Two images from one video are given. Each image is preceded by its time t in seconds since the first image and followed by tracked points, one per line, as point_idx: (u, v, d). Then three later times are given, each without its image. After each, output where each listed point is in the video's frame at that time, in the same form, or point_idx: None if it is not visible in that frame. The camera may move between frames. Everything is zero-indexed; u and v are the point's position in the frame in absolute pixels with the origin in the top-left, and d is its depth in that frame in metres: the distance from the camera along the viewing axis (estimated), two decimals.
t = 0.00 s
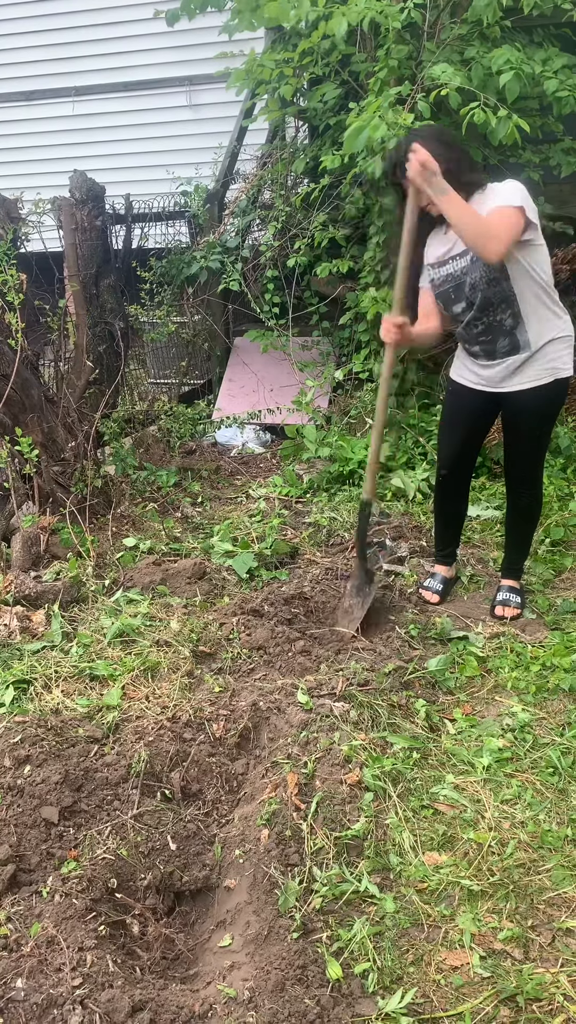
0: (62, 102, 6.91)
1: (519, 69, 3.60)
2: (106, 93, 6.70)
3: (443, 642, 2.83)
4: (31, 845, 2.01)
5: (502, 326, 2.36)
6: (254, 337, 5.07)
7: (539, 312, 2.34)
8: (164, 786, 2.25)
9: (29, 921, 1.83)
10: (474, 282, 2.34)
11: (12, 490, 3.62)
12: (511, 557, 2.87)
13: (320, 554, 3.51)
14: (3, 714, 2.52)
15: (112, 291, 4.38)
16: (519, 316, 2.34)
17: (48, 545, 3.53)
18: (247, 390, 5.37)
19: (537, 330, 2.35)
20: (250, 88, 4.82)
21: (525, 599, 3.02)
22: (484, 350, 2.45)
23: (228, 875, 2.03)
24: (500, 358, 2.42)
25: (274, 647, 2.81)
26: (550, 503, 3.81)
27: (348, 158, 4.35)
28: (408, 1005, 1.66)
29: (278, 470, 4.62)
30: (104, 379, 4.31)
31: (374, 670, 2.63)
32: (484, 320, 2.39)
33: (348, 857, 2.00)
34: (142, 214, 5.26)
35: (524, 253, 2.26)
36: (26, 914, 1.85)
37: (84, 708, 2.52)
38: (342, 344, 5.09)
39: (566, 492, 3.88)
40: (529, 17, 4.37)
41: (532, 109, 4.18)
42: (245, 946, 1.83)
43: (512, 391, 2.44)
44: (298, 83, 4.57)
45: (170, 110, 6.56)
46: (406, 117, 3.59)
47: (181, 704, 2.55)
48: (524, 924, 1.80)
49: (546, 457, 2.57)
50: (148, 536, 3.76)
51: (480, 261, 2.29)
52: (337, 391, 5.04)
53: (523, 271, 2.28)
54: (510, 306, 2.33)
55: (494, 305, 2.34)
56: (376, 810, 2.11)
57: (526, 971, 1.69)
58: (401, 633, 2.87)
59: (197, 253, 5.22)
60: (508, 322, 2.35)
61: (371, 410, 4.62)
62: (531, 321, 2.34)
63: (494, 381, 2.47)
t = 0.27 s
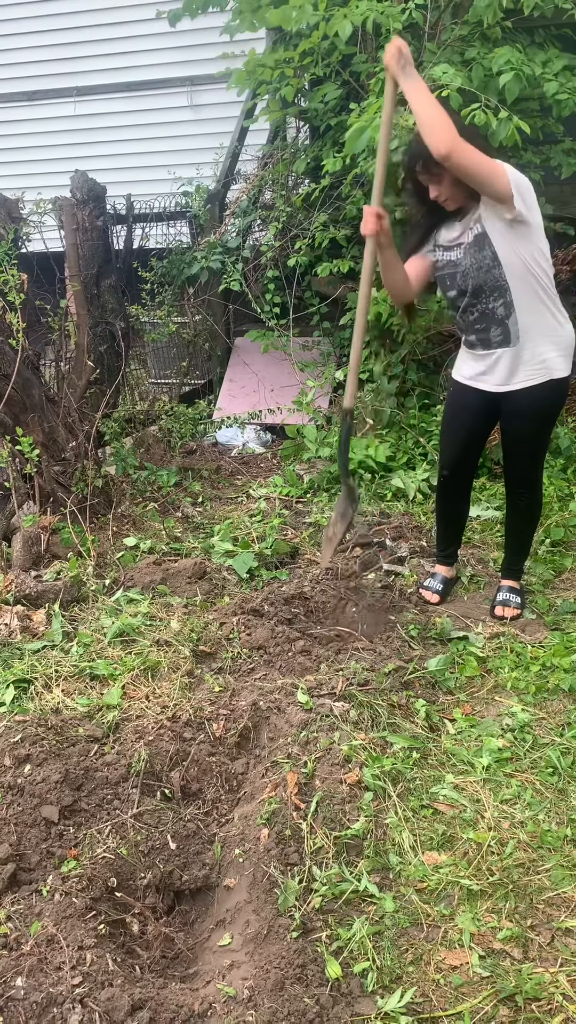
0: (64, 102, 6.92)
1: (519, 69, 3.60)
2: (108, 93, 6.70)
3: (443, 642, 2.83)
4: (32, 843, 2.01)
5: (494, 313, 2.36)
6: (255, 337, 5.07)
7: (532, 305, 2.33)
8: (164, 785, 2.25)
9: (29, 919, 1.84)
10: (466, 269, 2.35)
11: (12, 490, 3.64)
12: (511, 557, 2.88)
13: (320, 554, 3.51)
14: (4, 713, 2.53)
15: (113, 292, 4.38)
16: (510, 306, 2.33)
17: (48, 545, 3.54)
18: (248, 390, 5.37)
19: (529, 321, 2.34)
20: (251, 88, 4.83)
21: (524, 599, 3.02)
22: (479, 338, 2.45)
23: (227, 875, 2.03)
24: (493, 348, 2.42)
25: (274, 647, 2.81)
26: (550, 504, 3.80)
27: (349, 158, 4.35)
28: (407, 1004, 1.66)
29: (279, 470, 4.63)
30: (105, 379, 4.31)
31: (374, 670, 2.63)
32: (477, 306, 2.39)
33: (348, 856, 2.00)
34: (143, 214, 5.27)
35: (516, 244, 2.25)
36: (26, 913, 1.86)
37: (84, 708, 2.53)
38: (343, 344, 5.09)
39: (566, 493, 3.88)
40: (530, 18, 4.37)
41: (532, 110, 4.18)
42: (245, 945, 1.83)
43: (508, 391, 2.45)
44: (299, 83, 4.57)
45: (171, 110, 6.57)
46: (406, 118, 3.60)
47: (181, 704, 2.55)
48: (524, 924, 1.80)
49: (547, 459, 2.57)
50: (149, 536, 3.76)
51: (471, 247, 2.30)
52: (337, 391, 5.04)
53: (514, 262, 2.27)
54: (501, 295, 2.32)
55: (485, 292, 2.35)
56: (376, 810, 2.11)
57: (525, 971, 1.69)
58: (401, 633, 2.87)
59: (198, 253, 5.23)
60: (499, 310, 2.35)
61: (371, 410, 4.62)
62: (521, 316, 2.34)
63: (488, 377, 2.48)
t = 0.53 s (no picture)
0: (65, 102, 6.92)
1: (520, 69, 3.60)
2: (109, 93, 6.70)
3: (444, 642, 2.83)
4: (32, 843, 2.01)
5: (489, 326, 2.34)
6: (256, 337, 5.07)
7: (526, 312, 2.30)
8: (164, 786, 2.25)
9: (29, 920, 1.84)
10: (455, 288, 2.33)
11: (13, 490, 3.64)
12: (513, 559, 2.88)
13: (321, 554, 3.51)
14: (4, 713, 2.53)
15: (114, 291, 4.38)
16: (505, 317, 2.31)
17: (49, 544, 3.54)
18: (249, 389, 5.37)
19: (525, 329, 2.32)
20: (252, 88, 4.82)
21: (525, 599, 3.01)
22: (478, 351, 2.44)
23: (227, 875, 2.04)
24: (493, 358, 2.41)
25: (275, 647, 2.81)
26: (551, 504, 3.80)
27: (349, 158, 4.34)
28: (407, 1005, 1.66)
29: (279, 470, 4.63)
30: (106, 379, 4.29)
31: (375, 670, 2.63)
32: (471, 321, 2.38)
33: (348, 856, 2.00)
34: (144, 214, 5.27)
35: (500, 258, 2.21)
36: (26, 913, 1.86)
37: (85, 707, 2.53)
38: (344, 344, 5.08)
39: (567, 493, 3.87)
40: (531, 17, 4.36)
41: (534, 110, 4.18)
42: (245, 945, 1.83)
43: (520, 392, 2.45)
44: (301, 83, 4.56)
45: (172, 110, 6.57)
46: (407, 117, 3.60)
47: (182, 704, 2.55)
48: (524, 924, 1.80)
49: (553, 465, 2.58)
50: (150, 535, 3.76)
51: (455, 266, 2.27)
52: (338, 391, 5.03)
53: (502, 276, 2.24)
54: (495, 307, 2.30)
55: (476, 308, 2.33)
56: (376, 811, 2.11)
57: (526, 971, 1.69)
58: (402, 633, 2.86)
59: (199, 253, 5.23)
60: (494, 322, 2.33)
61: (372, 410, 4.62)
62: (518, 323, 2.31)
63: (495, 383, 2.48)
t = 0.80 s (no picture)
0: (66, 100, 6.91)
1: (520, 66, 3.59)
2: (110, 91, 6.69)
3: (445, 640, 2.83)
4: (33, 842, 2.01)
5: (494, 339, 2.35)
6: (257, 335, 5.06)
7: (530, 323, 2.32)
8: (165, 784, 2.25)
9: (30, 918, 1.84)
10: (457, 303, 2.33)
11: (14, 487, 3.65)
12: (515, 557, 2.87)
13: (322, 552, 3.50)
14: (6, 710, 2.53)
15: (115, 289, 4.38)
16: (509, 329, 2.32)
17: (50, 542, 3.55)
18: (250, 387, 5.37)
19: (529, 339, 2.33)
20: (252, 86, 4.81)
21: (526, 597, 3.01)
22: (483, 363, 2.45)
23: (229, 873, 2.04)
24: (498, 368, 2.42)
25: (276, 644, 2.81)
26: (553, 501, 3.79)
27: (350, 155, 4.33)
28: (408, 1003, 1.66)
29: (281, 468, 4.63)
30: (107, 378, 4.31)
31: (376, 667, 2.63)
32: (475, 334, 2.38)
33: (349, 854, 2.00)
34: (145, 212, 5.26)
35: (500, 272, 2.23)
36: (27, 911, 1.86)
37: (86, 705, 2.53)
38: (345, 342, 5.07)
39: (569, 491, 3.87)
40: (533, 14, 4.34)
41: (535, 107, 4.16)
42: (246, 943, 1.83)
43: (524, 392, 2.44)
44: (301, 81, 4.55)
45: (173, 107, 6.56)
46: (406, 115, 3.59)
47: (183, 702, 2.55)
48: (525, 922, 1.80)
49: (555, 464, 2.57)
50: (151, 533, 3.76)
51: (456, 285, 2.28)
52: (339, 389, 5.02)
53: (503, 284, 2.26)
54: (499, 320, 2.31)
55: (479, 320, 2.33)
56: (377, 808, 2.11)
57: (527, 969, 1.69)
58: (403, 631, 2.86)
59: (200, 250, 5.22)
60: (498, 333, 2.34)
61: (373, 408, 4.61)
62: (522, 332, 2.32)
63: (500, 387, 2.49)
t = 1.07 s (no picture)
0: (66, 96, 6.89)
1: (521, 62, 3.57)
2: (110, 87, 6.67)
3: (444, 637, 2.82)
4: (31, 839, 2.01)
5: (500, 325, 2.35)
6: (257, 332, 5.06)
7: (539, 313, 2.31)
8: (164, 781, 2.24)
9: (28, 915, 1.84)
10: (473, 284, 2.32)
11: (14, 484, 3.65)
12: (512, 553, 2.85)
13: (321, 549, 3.50)
14: (4, 707, 2.53)
15: (115, 286, 4.37)
16: (517, 316, 2.32)
17: (50, 539, 3.54)
18: (250, 384, 5.36)
19: (537, 328, 2.31)
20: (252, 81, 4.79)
21: (526, 595, 3.00)
22: (483, 352, 2.44)
23: (227, 871, 2.04)
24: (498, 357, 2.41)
25: (276, 642, 2.81)
26: (553, 499, 3.78)
27: (350, 152, 4.32)
28: (406, 1001, 1.66)
29: (280, 465, 4.62)
30: (107, 374, 4.32)
31: (375, 664, 2.63)
32: (482, 320, 2.38)
33: (348, 852, 2.00)
34: (145, 208, 5.25)
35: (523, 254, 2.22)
36: (25, 908, 1.86)
37: (85, 703, 2.53)
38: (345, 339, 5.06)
39: (569, 488, 3.86)
40: (534, 9, 4.32)
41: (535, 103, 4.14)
42: (244, 940, 1.83)
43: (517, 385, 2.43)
44: (301, 76, 4.53)
45: (172, 103, 6.52)
46: (405, 111, 3.59)
47: (182, 700, 2.54)
48: (524, 920, 1.80)
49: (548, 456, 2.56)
50: (150, 530, 3.76)
51: (478, 263, 2.27)
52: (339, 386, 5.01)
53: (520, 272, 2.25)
54: (509, 305, 2.31)
55: (490, 305, 2.33)
56: (376, 806, 2.10)
57: (525, 967, 1.69)
58: (402, 629, 2.86)
59: (200, 247, 5.22)
60: (505, 321, 2.34)
61: (374, 405, 4.61)
62: (529, 323, 2.31)
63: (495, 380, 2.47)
